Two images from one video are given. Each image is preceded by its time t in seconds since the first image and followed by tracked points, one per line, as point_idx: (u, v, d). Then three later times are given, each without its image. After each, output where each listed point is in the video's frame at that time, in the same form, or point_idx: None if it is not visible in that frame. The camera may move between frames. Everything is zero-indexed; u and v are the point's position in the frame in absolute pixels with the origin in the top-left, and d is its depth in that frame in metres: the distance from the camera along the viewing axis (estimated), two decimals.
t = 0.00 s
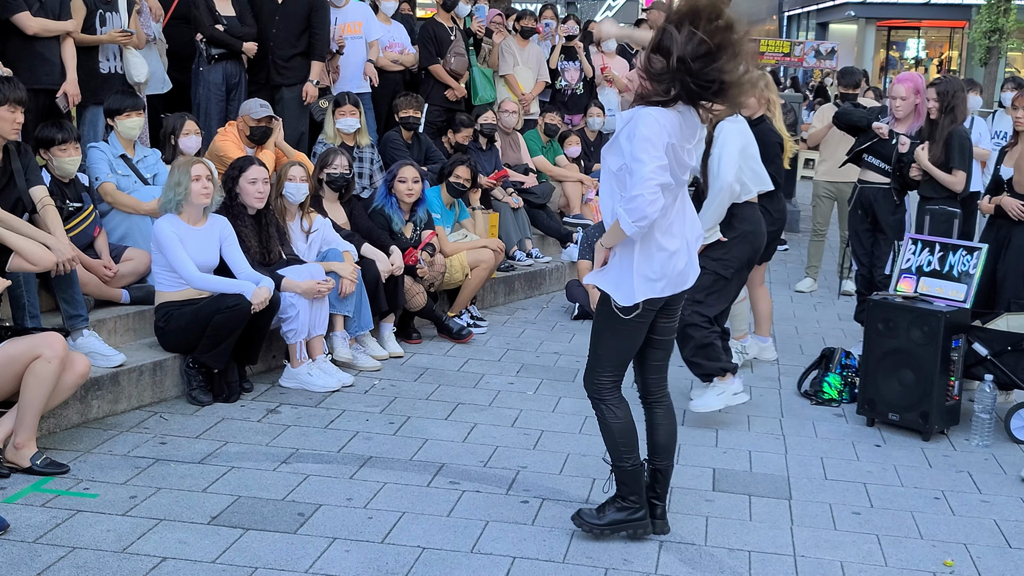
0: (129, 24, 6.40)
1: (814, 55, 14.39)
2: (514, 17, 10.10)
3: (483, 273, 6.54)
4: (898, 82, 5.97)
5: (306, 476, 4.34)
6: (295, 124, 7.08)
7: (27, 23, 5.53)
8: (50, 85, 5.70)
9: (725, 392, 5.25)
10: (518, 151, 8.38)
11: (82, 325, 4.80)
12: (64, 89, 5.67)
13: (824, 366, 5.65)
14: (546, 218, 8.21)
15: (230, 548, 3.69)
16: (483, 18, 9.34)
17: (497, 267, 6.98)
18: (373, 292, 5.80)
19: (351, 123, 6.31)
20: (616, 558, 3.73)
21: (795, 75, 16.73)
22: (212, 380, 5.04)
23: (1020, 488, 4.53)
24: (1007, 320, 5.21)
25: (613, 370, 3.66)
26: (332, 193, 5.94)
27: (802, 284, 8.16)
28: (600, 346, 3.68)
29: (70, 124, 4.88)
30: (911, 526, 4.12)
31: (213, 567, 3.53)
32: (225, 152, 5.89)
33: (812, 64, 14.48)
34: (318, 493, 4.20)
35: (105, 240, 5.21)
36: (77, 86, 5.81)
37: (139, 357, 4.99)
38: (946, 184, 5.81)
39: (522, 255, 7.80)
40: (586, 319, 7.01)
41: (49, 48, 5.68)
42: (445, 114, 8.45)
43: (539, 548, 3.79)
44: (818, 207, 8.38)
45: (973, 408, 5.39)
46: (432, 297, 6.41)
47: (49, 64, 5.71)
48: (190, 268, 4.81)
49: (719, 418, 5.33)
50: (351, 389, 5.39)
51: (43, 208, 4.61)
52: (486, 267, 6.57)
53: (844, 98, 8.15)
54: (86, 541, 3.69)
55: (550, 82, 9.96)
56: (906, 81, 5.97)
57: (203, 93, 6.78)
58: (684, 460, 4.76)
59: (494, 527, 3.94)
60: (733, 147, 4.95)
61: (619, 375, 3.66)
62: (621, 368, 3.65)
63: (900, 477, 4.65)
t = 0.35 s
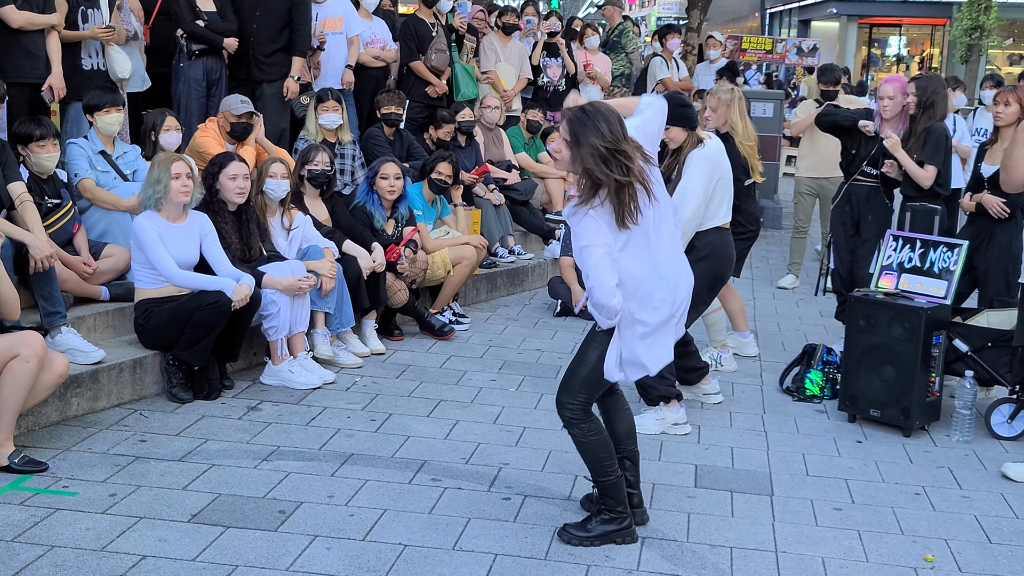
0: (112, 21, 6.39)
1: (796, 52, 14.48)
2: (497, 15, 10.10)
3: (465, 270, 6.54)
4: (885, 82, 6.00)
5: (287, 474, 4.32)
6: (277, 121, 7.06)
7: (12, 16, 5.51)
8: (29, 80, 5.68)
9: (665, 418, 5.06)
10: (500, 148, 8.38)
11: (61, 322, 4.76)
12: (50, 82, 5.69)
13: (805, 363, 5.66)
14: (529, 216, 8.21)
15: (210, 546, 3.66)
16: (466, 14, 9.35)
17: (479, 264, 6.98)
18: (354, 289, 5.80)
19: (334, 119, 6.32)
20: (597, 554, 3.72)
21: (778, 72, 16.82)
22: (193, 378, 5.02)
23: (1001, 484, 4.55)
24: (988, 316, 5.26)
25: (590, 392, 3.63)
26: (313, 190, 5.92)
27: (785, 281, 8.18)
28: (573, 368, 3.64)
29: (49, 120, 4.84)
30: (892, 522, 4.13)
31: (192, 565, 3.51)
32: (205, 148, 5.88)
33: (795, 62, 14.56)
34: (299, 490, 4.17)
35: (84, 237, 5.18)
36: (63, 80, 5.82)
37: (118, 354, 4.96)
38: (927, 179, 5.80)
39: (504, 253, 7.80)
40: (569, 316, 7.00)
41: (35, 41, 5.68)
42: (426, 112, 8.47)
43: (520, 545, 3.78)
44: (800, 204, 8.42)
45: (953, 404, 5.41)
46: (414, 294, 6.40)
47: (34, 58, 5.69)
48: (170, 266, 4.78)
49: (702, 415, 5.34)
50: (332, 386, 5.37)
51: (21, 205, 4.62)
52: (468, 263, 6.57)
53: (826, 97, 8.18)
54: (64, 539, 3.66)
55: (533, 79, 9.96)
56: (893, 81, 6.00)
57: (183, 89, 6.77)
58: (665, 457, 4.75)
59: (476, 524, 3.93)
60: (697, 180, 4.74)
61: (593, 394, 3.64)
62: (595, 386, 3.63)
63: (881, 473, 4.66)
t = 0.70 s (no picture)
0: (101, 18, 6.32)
1: (784, 52, 14.56)
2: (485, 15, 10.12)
3: (454, 270, 6.54)
4: (881, 81, 6.07)
5: (275, 474, 4.31)
6: (265, 120, 7.06)
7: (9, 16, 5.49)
8: (16, 79, 5.66)
9: (645, 418, 5.05)
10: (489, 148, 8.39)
11: (49, 322, 4.74)
12: (47, 83, 5.72)
13: (793, 362, 5.69)
14: (518, 215, 8.22)
15: (198, 547, 3.65)
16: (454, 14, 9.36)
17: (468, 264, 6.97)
18: (343, 289, 5.81)
19: (323, 119, 6.31)
20: (586, 554, 3.72)
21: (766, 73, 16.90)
22: (181, 378, 5.02)
23: (988, 483, 4.56)
24: (975, 315, 5.29)
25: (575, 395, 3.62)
26: (302, 190, 5.92)
27: (773, 280, 8.21)
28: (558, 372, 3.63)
29: (35, 119, 4.82)
30: (880, 521, 4.13)
31: (181, 566, 3.50)
32: (193, 148, 5.85)
33: (784, 62, 14.64)
34: (288, 491, 4.17)
35: (71, 237, 5.17)
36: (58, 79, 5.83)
37: (106, 354, 4.95)
38: (921, 182, 5.90)
39: (492, 252, 7.80)
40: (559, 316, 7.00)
41: (31, 41, 5.67)
42: (415, 112, 8.46)
43: (509, 544, 3.78)
44: (787, 203, 8.46)
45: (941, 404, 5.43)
46: (402, 294, 6.40)
47: (30, 57, 5.69)
48: (158, 266, 4.77)
49: (690, 414, 5.34)
50: (320, 386, 5.37)
51: (8, 205, 4.54)
52: (457, 263, 6.56)
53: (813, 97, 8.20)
54: (52, 541, 3.64)
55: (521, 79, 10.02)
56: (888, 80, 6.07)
57: (171, 88, 6.75)
58: (654, 457, 4.76)
59: (464, 524, 3.93)
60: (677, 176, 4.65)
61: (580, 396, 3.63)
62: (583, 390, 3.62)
63: (869, 472, 4.67)
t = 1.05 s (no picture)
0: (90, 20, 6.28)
1: (775, 54, 14.64)
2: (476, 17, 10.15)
3: (445, 272, 6.53)
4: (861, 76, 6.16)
5: (266, 477, 4.30)
6: (256, 123, 7.07)
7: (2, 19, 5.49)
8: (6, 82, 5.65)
9: (657, 411, 5.12)
10: (480, 150, 8.40)
11: (39, 325, 4.73)
12: (42, 85, 5.67)
13: (785, 363, 5.67)
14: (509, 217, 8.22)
15: (189, 550, 3.64)
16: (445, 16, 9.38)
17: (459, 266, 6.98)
18: (334, 291, 5.80)
19: (316, 121, 6.31)
20: (578, 556, 3.72)
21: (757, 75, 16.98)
22: (171, 380, 5.01)
23: (979, 484, 4.57)
24: (966, 317, 5.37)
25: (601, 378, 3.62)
26: (292, 192, 5.92)
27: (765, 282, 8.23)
28: (585, 364, 3.61)
29: (25, 122, 4.82)
30: (871, 522, 4.14)
31: (171, 570, 3.49)
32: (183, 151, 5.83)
33: (774, 64, 14.72)
34: (279, 494, 4.16)
35: (62, 240, 5.16)
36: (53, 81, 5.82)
37: (96, 357, 4.94)
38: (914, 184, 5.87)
39: (484, 254, 7.81)
40: (551, 318, 7.01)
41: (26, 44, 5.68)
42: (407, 114, 8.47)
43: (500, 547, 3.77)
44: (778, 205, 8.51)
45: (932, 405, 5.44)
46: (394, 296, 6.41)
47: (23, 59, 5.69)
48: (148, 268, 4.76)
49: (681, 416, 5.35)
50: (312, 389, 5.37)
51: None
52: (448, 265, 6.55)
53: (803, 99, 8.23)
54: (42, 544, 3.63)
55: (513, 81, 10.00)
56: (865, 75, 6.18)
57: (162, 91, 6.74)
58: (646, 458, 4.76)
59: (456, 526, 3.93)
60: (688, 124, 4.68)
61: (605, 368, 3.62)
62: (608, 383, 3.62)
63: (860, 473, 4.68)
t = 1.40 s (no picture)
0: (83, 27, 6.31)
1: (770, 61, 14.74)
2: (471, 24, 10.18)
3: (440, 279, 6.53)
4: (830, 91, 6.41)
5: (261, 484, 4.29)
6: (250, 130, 7.08)
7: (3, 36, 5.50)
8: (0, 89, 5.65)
9: (691, 416, 5.24)
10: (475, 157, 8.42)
11: (32, 332, 4.72)
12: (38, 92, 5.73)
13: (779, 369, 5.69)
14: (504, 224, 8.23)
15: (184, 557, 3.62)
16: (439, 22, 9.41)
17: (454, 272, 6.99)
18: (329, 298, 5.81)
19: (315, 128, 6.31)
20: (573, 563, 3.71)
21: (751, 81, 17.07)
22: (166, 388, 5.01)
23: (974, 490, 4.57)
24: (960, 323, 5.37)
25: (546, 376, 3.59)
26: (288, 200, 5.93)
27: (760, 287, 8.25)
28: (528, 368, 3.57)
29: (20, 129, 4.82)
30: (866, 529, 4.13)
31: None
32: (178, 158, 5.85)
33: (769, 70, 14.83)
34: (274, 501, 4.14)
35: (56, 247, 5.16)
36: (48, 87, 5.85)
37: (91, 364, 4.94)
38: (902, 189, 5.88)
39: (479, 261, 7.82)
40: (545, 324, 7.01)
41: (21, 50, 5.67)
42: (402, 121, 8.49)
43: (495, 554, 3.76)
44: (771, 212, 8.55)
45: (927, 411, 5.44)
46: (389, 303, 6.42)
47: (20, 66, 5.70)
48: (143, 276, 4.77)
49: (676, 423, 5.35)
50: (307, 396, 5.37)
51: None
52: (443, 272, 6.56)
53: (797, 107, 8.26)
54: (36, 552, 3.60)
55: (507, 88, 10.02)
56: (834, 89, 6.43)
57: (157, 98, 6.75)
58: (641, 465, 4.76)
59: (451, 534, 3.91)
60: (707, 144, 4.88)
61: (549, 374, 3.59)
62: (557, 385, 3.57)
63: (855, 480, 4.67)
